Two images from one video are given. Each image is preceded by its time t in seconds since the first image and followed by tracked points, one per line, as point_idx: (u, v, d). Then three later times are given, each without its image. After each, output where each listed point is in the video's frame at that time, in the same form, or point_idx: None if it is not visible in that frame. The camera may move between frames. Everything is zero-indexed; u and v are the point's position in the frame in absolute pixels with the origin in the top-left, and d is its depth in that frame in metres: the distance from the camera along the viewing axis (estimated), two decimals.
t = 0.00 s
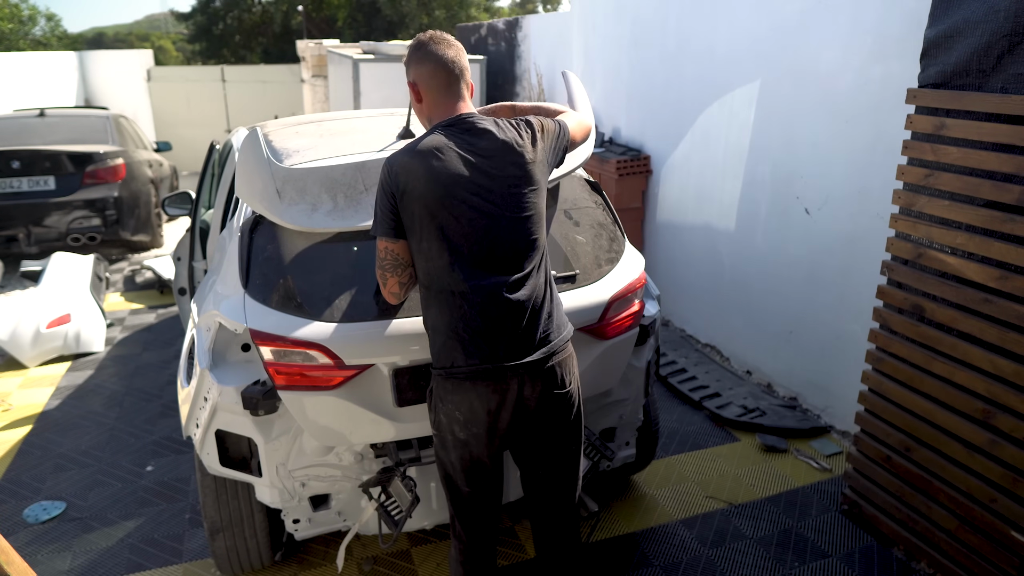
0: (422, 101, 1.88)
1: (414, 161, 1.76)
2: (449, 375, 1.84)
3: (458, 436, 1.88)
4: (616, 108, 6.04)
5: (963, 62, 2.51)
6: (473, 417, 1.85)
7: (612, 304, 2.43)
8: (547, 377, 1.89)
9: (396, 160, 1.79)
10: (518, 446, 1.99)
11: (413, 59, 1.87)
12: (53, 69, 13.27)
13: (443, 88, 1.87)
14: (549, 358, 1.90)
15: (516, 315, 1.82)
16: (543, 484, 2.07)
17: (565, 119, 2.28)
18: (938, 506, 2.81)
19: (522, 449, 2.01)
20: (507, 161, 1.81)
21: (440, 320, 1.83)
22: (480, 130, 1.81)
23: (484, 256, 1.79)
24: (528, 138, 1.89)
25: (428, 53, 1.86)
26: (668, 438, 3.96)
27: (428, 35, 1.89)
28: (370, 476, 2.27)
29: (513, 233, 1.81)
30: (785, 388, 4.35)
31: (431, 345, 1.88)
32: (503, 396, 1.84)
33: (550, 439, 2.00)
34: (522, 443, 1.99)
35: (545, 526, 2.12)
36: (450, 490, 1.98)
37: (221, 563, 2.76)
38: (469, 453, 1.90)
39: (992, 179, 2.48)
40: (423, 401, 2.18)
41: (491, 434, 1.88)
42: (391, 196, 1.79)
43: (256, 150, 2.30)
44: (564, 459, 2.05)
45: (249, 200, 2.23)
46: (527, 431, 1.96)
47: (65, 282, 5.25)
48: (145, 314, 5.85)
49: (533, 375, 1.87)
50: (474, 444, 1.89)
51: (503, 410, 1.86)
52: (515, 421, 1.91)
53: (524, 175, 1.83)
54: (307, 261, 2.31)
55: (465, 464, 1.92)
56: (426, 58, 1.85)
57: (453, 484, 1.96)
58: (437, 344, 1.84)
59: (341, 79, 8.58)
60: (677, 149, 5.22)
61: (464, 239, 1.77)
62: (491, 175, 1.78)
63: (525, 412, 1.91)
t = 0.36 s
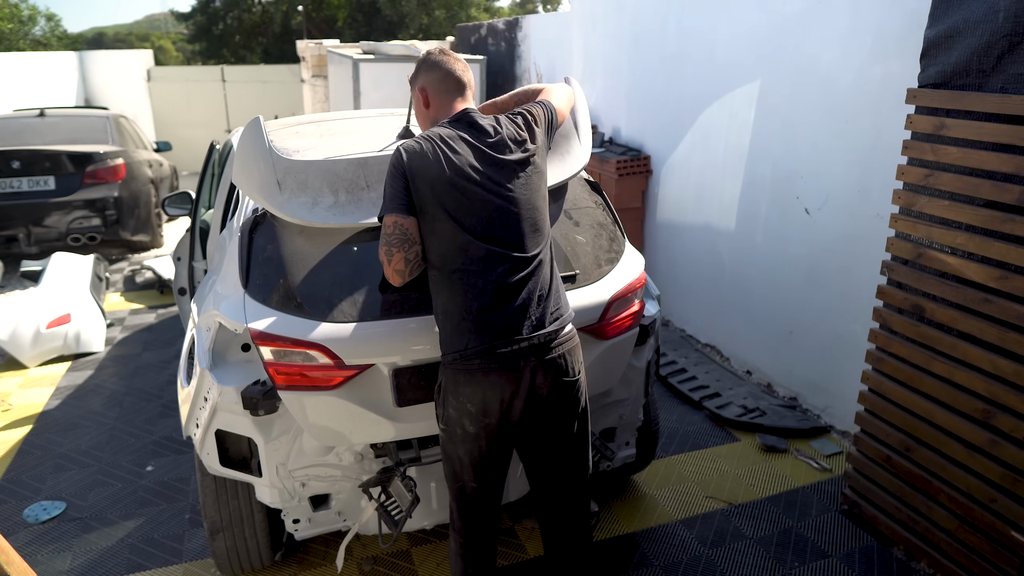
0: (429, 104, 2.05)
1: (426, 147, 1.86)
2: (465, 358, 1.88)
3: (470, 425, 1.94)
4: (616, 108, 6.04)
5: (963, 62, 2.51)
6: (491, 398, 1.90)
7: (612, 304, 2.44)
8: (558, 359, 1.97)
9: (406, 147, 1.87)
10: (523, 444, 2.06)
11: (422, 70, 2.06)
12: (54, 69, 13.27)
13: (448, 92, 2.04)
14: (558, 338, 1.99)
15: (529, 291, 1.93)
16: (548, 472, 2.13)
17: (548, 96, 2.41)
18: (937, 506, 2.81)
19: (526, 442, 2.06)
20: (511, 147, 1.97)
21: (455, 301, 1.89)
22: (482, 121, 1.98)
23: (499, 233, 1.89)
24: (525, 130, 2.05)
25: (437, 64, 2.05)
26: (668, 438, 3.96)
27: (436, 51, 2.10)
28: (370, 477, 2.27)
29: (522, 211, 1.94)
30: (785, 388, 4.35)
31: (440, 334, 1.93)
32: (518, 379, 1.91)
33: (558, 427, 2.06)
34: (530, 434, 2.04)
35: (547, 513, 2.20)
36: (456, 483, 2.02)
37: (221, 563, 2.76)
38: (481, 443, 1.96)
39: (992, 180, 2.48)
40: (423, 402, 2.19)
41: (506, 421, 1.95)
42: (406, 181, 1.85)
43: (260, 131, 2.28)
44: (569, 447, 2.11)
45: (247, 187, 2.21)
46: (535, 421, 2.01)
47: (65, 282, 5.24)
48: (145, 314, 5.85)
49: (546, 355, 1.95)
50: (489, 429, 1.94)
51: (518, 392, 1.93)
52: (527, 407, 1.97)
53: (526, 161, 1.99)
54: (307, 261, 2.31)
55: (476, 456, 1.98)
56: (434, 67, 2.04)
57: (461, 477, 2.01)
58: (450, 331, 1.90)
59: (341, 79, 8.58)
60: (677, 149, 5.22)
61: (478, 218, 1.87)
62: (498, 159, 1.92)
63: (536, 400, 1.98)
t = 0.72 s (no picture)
0: (447, 101, 2.26)
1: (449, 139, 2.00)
2: (487, 342, 1.97)
3: (492, 409, 2.02)
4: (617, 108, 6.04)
5: (963, 62, 2.51)
6: (513, 379, 1.99)
7: (612, 304, 2.44)
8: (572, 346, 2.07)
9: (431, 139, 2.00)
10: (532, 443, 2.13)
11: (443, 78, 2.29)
12: (54, 69, 13.26)
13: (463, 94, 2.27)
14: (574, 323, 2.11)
15: (545, 275, 2.06)
16: (557, 465, 2.24)
17: (529, 93, 2.59)
18: (938, 506, 2.81)
19: (538, 436, 2.14)
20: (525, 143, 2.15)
21: (478, 283, 1.99)
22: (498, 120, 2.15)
23: (520, 219, 2.03)
24: (536, 129, 2.24)
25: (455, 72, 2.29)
26: (668, 438, 3.96)
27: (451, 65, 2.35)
28: (370, 476, 2.28)
29: (539, 200, 2.10)
30: (785, 388, 4.35)
31: (458, 322, 2.02)
32: (537, 364, 2.01)
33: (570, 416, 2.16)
34: (544, 426, 2.12)
35: (553, 505, 2.30)
36: (477, 474, 2.12)
37: (221, 563, 2.76)
38: (500, 429, 2.05)
39: (992, 180, 2.48)
40: (423, 401, 2.19)
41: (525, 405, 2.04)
42: (432, 169, 1.96)
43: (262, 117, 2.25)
44: (578, 439, 2.22)
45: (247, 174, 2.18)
46: (551, 410, 2.10)
47: (65, 282, 5.24)
48: (145, 314, 5.86)
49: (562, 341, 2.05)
50: (509, 411, 2.03)
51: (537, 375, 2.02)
52: (546, 391, 2.06)
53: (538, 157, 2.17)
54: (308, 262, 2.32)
55: (494, 442, 2.07)
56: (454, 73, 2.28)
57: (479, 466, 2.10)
58: (471, 315, 1.99)
59: (342, 79, 8.58)
60: (677, 149, 5.22)
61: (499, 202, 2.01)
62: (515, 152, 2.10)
63: (553, 387, 2.06)
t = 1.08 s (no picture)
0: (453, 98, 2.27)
1: (459, 136, 2.01)
2: (498, 340, 1.97)
3: (501, 406, 2.02)
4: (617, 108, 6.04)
5: (963, 62, 2.51)
6: (523, 376, 2.00)
7: (612, 304, 2.44)
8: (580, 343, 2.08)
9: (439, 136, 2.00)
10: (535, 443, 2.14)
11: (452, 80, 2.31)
12: (54, 69, 13.26)
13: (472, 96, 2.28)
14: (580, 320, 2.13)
15: (554, 273, 2.08)
16: (558, 464, 2.25)
17: (525, 103, 2.57)
18: (937, 506, 2.81)
19: (542, 433, 2.15)
20: (532, 143, 2.17)
21: (489, 281, 1.99)
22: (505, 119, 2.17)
23: (529, 216, 2.04)
24: (541, 132, 2.26)
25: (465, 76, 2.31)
26: (668, 438, 3.96)
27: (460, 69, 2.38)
28: (370, 476, 2.28)
29: (546, 199, 2.11)
30: (785, 388, 4.35)
31: (466, 321, 2.02)
32: (547, 360, 2.02)
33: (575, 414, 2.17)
34: (549, 424, 2.13)
35: (554, 505, 2.31)
36: (482, 475, 2.11)
37: (221, 563, 2.76)
38: (508, 427, 2.05)
39: (992, 179, 2.48)
40: (423, 401, 2.19)
41: (533, 402, 2.05)
42: (439, 166, 1.96)
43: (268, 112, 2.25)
44: (579, 438, 2.23)
45: (248, 167, 2.19)
46: (557, 407, 2.12)
47: (65, 282, 5.24)
48: (145, 314, 5.86)
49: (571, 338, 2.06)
50: (517, 409, 2.04)
51: (547, 372, 2.03)
52: (554, 388, 2.07)
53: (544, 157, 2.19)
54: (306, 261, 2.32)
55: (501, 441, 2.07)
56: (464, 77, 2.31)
57: (486, 465, 2.10)
58: (481, 313, 1.99)
59: (342, 79, 8.58)
60: (677, 149, 5.22)
61: (510, 200, 2.01)
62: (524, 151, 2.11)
63: (560, 383, 2.07)
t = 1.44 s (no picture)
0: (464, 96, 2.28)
1: (466, 135, 2.01)
2: (498, 339, 1.97)
3: (501, 407, 2.02)
4: (617, 108, 6.04)
5: (963, 62, 2.51)
6: (523, 377, 2.00)
7: (612, 304, 2.44)
8: (580, 343, 2.08)
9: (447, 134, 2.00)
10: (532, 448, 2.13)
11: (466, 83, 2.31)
12: (54, 69, 13.26)
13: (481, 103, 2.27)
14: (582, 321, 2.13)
15: (556, 274, 2.07)
16: (556, 465, 2.25)
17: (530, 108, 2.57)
18: (937, 506, 2.81)
19: (541, 434, 2.15)
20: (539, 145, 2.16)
21: (489, 281, 1.99)
22: (514, 120, 2.16)
23: (532, 218, 2.04)
24: (550, 133, 2.26)
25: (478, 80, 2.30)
26: (668, 438, 3.96)
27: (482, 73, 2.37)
28: (370, 476, 2.28)
29: (550, 201, 2.11)
30: (785, 388, 4.35)
31: (466, 320, 2.02)
32: (548, 361, 2.02)
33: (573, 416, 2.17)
34: (548, 425, 2.13)
35: (552, 505, 2.31)
36: (482, 475, 2.11)
37: (221, 563, 2.76)
38: (507, 427, 2.05)
39: (992, 180, 2.48)
40: (423, 401, 2.19)
41: (532, 403, 2.04)
42: (444, 165, 1.96)
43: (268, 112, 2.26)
44: (579, 439, 2.23)
45: (247, 167, 2.19)
46: (557, 409, 2.11)
47: (65, 282, 5.24)
48: (145, 314, 5.86)
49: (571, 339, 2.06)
50: (517, 410, 2.04)
51: (547, 373, 2.03)
52: (554, 389, 2.06)
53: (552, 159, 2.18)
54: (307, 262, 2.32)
55: (501, 441, 2.07)
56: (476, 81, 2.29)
57: (486, 465, 2.10)
58: (482, 312, 1.99)
59: (342, 79, 8.58)
60: (677, 149, 5.22)
61: (514, 200, 2.01)
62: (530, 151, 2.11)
63: (560, 384, 2.07)
